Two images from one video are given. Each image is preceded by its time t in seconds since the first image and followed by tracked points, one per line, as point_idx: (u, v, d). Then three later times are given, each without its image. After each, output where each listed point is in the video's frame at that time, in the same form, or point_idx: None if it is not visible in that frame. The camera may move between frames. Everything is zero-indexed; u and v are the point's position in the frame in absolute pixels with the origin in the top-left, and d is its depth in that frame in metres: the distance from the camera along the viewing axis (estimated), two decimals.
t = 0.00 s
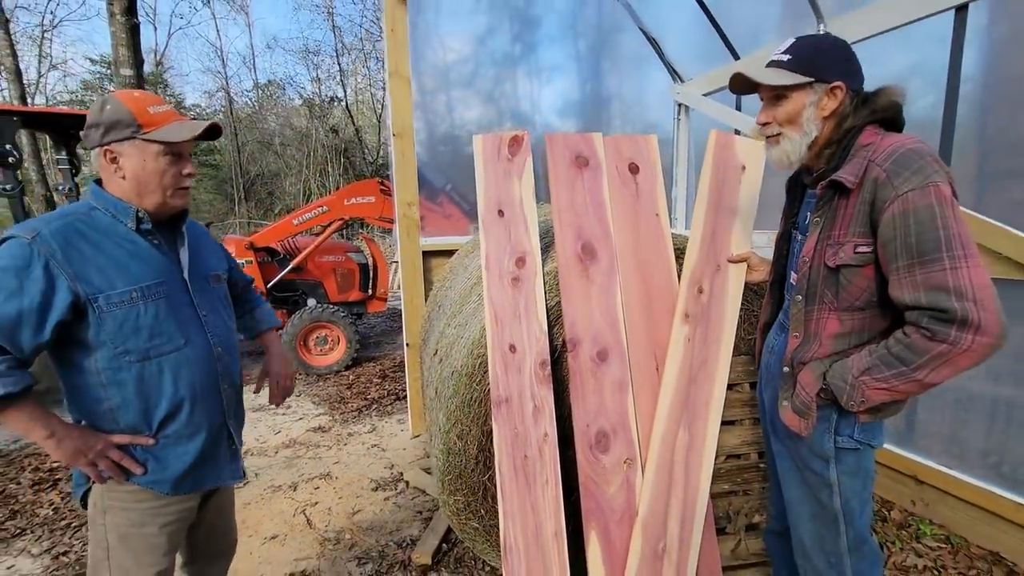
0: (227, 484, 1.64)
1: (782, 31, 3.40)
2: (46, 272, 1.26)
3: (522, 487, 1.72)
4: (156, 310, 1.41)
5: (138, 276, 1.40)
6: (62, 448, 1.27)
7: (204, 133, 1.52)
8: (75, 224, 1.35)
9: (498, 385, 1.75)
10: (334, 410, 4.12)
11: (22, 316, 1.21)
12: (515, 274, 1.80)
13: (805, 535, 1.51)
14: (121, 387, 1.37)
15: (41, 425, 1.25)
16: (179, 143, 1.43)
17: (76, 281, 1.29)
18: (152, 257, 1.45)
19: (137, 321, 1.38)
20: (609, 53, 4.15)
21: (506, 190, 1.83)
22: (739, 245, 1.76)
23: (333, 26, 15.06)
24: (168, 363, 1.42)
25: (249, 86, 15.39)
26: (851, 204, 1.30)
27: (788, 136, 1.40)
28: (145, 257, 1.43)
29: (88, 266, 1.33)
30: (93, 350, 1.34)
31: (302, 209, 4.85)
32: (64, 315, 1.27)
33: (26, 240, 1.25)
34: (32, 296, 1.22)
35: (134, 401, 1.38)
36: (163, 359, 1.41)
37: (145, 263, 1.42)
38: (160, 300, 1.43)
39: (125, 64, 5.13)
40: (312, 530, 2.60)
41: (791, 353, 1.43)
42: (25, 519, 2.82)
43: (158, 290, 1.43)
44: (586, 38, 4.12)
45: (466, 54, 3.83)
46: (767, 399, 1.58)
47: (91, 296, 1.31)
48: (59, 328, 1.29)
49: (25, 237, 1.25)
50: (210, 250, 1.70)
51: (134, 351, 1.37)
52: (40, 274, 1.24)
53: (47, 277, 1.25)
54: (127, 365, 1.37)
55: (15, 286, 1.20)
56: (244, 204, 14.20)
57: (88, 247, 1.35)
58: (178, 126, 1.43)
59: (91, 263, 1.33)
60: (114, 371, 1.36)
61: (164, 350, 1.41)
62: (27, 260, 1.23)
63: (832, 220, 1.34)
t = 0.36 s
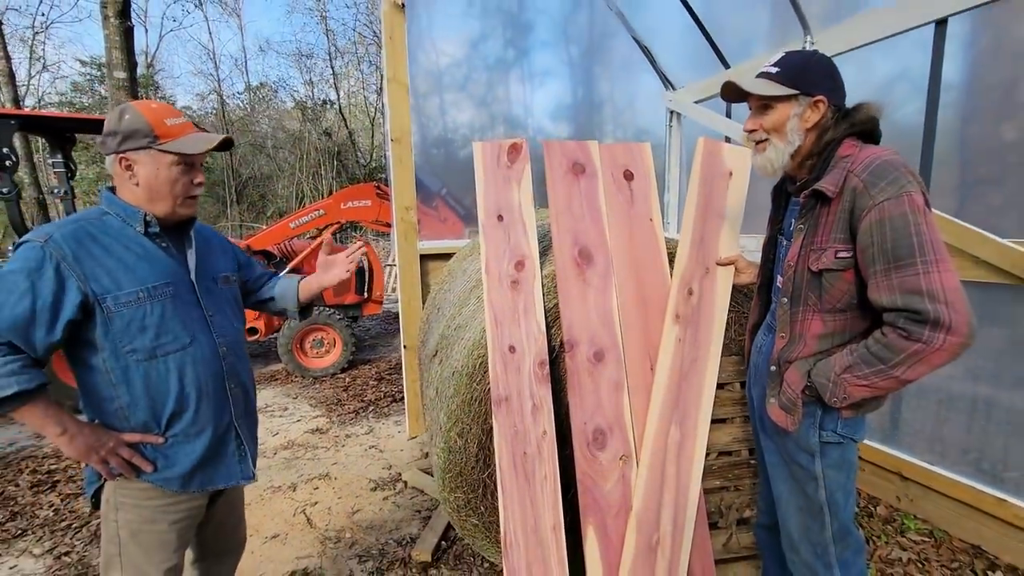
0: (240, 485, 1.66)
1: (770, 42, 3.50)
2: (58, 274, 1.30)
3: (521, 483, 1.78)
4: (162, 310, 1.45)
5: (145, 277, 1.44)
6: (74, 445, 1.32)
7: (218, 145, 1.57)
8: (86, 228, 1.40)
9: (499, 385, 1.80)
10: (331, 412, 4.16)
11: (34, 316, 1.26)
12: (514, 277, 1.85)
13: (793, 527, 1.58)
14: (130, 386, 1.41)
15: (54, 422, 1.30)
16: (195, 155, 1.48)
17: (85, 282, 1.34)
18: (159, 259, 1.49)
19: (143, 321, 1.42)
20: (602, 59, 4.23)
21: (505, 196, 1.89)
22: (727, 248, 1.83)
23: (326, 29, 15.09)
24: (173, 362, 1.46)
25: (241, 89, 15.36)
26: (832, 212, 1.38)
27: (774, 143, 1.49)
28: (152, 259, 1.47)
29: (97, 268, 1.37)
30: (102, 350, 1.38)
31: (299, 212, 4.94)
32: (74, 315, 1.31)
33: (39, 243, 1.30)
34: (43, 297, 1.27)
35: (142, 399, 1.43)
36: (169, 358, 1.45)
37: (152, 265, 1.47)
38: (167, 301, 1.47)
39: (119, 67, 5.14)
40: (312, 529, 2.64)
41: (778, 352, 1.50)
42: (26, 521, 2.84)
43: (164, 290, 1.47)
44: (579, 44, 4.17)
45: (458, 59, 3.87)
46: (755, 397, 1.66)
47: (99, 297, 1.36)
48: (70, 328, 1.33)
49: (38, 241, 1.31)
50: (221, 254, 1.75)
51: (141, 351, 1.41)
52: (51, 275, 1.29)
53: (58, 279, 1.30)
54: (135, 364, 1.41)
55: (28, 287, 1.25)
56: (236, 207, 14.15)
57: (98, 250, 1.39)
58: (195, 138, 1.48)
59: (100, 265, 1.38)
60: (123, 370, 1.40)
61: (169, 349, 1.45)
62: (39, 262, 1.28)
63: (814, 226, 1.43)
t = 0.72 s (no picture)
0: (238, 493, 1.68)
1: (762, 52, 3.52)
2: (61, 281, 1.33)
3: (521, 486, 1.81)
4: (163, 318, 1.47)
5: (148, 285, 1.46)
6: (75, 450, 1.33)
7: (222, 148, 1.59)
8: (91, 236, 1.43)
9: (499, 389, 1.83)
10: (329, 418, 4.17)
11: (37, 322, 1.28)
12: (513, 283, 1.89)
13: (787, 528, 1.62)
14: (131, 393, 1.43)
15: (56, 426, 1.31)
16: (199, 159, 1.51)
17: (87, 289, 1.36)
18: (162, 267, 1.51)
19: (144, 328, 1.44)
20: (597, 69, 4.31)
21: (504, 205, 1.92)
22: (720, 254, 1.87)
23: (323, 37, 15.19)
24: (173, 370, 1.47)
25: (237, 96, 15.41)
26: (822, 221, 1.43)
27: (766, 154, 1.55)
28: (155, 268, 1.50)
29: (101, 276, 1.40)
30: (103, 356, 1.41)
31: (297, 219, 4.93)
32: (76, 322, 1.34)
33: (45, 252, 1.33)
34: (47, 304, 1.30)
35: (142, 406, 1.45)
36: (169, 365, 1.47)
37: (155, 274, 1.49)
38: (168, 308, 1.49)
39: (117, 75, 5.17)
40: (312, 534, 2.66)
41: (771, 357, 1.54)
42: (25, 527, 2.84)
43: (165, 298, 1.49)
44: (575, 52, 4.27)
45: (454, 67, 3.91)
46: (749, 401, 1.70)
47: (100, 305, 1.38)
48: (72, 335, 1.35)
49: (44, 250, 1.34)
50: (227, 262, 1.79)
51: (141, 358, 1.43)
52: (55, 283, 1.32)
53: (61, 286, 1.33)
54: (135, 371, 1.43)
55: (32, 294, 1.28)
56: (232, 214, 14.15)
57: (103, 258, 1.42)
58: (199, 143, 1.51)
59: (104, 273, 1.41)
60: (123, 376, 1.42)
61: (170, 357, 1.47)
62: (43, 270, 1.31)
63: (805, 234, 1.47)
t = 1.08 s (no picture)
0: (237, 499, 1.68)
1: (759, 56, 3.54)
2: (64, 285, 1.34)
3: (521, 487, 1.82)
4: (164, 323, 1.48)
5: (149, 290, 1.48)
6: (74, 453, 1.35)
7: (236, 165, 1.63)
8: (95, 241, 1.45)
9: (498, 391, 1.85)
10: (328, 422, 4.18)
11: (40, 325, 1.30)
12: (512, 286, 1.91)
13: (784, 528, 1.63)
14: (131, 396, 1.44)
15: (56, 429, 1.33)
16: (214, 172, 1.53)
17: (89, 294, 1.38)
18: (164, 272, 1.53)
19: (145, 333, 1.45)
20: (595, 73, 4.34)
21: (504, 209, 1.94)
22: (715, 256, 1.90)
23: (322, 42, 15.23)
24: (173, 374, 1.48)
25: (236, 101, 15.44)
26: (814, 223, 1.45)
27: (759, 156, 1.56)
28: (158, 272, 1.51)
29: (103, 281, 1.41)
30: (104, 360, 1.42)
31: (297, 223, 4.97)
32: (78, 325, 1.35)
33: (49, 256, 1.35)
34: (50, 308, 1.31)
35: (143, 410, 1.46)
36: (169, 369, 1.48)
37: (157, 278, 1.51)
38: (170, 313, 1.50)
39: (116, 80, 5.18)
40: (312, 538, 2.66)
41: (766, 358, 1.56)
42: (25, 532, 2.85)
43: (166, 303, 1.50)
44: (572, 57, 4.30)
45: (453, 72, 3.93)
46: (746, 401, 1.71)
47: (102, 309, 1.40)
48: (74, 339, 1.37)
49: (48, 254, 1.36)
50: (230, 267, 1.80)
51: (141, 362, 1.44)
52: (58, 287, 1.33)
53: (64, 290, 1.34)
54: (136, 375, 1.44)
55: (35, 298, 1.29)
56: (231, 218, 14.17)
57: (106, 263, 1.44)
58: (216, 157, 1.54)
59: (106, 277, 1.42)
60: (124, 380, 1.43)
61: (170, 361, 1.48)
62: (47, 274, 1.33)
63: (798, 237, 1.49)
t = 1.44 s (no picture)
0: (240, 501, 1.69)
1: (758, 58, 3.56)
2: (71, 287, 1.35)
3: (523, 487, 1.83)
4: (169, 325, 1.49)
5: (155, 292, 1.49)
6: (79, 455, 1.36)
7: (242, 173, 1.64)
8: (101, 243, 1.46)
9: (500, 392, 1.85)
10: (329, 424, 4.18)
11: (46, 327, 1.31)
12: (514, 287, 1.91)
13: (785, 528, 1.64)
14: (135, 398, 1.45)
15: (61, 431, 1.34)
16: (219, 180, 1.55)
17: (95, 295, 1.39)
18: (169, 274, 1.54)
19: (150, 335, 1.46)
20: (594, 75, 4.36)
21: (505, 211, 1.95)
22: (712, 256, 1.91)
23: (322, 45, 15.28)
24: (178, 375, 1.49)
25: (236, 104, 15.46)
26: (813, 223, 1.46)
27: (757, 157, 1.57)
28: (163, 275, 1.52)
29: (109, 282, 1.42)
30: (109, 362, 1.42)
31: (298, 225, 4.99)
32: (84, 327, 1.36)
33: (56, 257, 1.36)
34: (56, 309, 1.32)
35: (147, 411, 1.47)
36: (174, 371, 1.49)
37: (162, 280, 1.51)
38: (175, 315, 1.51)
39: (117, 83, 5.20)
40: (314, 539, 2.67)
41: (767, 358, 1.57)
42: (26, 535, 2.85)
43: (171, 305, 1.51)
44: (572, 59, 4.32)
45: (453, 74, 3.95)
46: (746, 401, 1.72)
47: (108, 311, 1.41)
48: (80, 340, 1.38)
49: (55, 255, 1.36)
50: (234, 269, 1.81)
51: (146, 364, 1.45)
52: (64, 288, 1.34)
53: (70, 292, 1.35)
54: (140, 377, 1.45)
55: (42, 299, 1.30)
56: (231, 221, 14.18)
57: (111, 264, 1.45)
58: (223, 166, 1.55)
59: (112, 279, 1.43)
60: (129, 382, 1.44)
61: (174, 363, 1.49)
62: (54, 275, 1.33)
63: (797, 237, 1.50)
